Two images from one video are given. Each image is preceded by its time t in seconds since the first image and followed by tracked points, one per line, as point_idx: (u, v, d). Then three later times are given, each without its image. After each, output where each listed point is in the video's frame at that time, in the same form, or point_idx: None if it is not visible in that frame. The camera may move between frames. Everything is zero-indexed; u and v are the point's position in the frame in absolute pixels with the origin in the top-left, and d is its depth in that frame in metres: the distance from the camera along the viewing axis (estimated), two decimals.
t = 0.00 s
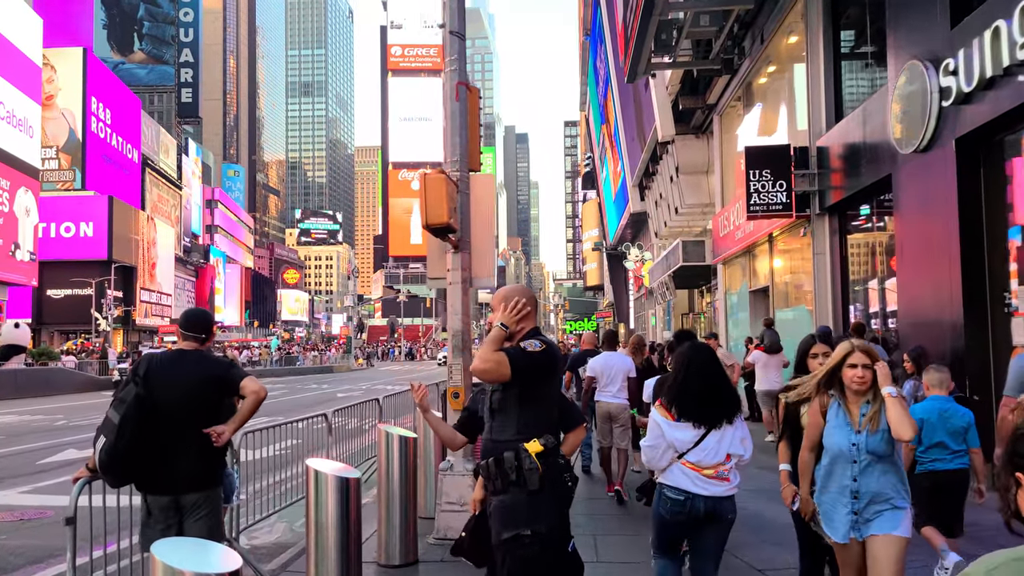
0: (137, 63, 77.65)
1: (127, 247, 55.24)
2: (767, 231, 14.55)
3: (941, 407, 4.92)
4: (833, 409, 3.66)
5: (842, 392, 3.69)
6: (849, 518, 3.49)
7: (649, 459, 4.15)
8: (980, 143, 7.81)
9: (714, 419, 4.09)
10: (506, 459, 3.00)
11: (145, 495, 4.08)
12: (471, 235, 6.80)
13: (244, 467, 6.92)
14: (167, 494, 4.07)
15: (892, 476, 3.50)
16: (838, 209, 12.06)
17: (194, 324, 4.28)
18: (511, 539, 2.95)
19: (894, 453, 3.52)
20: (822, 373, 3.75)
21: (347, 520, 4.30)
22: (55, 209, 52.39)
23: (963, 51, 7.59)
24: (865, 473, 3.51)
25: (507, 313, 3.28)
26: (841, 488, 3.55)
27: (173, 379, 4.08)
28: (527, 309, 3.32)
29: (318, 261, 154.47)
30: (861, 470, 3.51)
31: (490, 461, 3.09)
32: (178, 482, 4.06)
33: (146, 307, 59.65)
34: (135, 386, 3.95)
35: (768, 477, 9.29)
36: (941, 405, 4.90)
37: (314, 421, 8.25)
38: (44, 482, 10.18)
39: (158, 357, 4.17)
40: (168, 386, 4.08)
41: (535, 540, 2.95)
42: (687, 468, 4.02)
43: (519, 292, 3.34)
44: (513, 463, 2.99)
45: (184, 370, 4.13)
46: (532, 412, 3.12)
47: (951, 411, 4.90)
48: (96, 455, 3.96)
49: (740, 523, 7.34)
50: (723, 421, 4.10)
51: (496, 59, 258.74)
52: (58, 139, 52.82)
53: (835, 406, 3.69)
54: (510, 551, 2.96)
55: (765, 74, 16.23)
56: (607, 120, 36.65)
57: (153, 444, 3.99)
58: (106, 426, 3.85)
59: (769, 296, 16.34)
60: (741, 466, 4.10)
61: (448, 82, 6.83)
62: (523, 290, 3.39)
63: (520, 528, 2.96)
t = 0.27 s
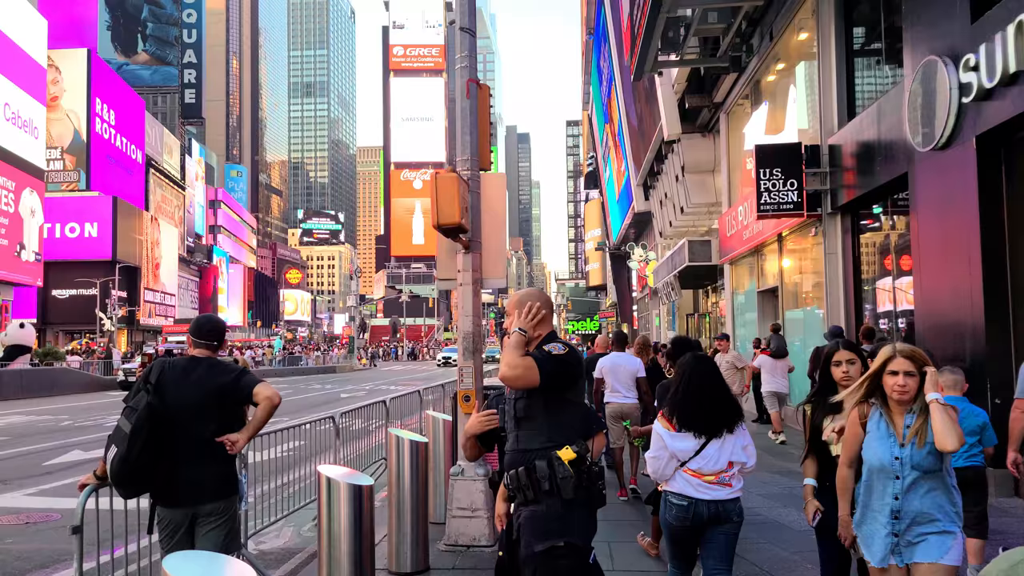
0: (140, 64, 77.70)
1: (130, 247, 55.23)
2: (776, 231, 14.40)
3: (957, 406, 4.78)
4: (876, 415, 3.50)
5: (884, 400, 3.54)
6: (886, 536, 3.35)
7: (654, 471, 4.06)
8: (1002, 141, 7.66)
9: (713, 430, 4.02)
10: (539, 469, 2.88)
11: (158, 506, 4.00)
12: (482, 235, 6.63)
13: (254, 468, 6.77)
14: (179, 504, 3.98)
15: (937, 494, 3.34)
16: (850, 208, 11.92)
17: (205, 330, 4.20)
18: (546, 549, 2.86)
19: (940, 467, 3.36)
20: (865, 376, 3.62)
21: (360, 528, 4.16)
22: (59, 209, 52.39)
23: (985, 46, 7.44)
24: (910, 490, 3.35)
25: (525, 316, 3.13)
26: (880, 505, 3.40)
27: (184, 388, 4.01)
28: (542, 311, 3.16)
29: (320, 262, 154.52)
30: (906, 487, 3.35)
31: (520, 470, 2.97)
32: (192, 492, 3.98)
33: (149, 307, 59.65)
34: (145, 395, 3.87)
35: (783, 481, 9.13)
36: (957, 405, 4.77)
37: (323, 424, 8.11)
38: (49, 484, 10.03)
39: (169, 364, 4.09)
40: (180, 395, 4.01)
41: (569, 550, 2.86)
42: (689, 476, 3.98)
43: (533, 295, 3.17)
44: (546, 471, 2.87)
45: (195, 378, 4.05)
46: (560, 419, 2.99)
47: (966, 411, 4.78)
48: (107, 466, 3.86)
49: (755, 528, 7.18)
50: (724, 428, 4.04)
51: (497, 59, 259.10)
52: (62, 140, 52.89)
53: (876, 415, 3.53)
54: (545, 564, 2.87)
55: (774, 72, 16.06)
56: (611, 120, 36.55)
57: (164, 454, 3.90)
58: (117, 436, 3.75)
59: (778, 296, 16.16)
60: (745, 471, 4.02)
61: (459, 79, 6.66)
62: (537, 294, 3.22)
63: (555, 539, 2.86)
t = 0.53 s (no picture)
0: (153, 66, 78.33)
1: (143, 247, 55.50)
2: (793, 229, 14.23)
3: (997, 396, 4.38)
4: (918, 420, 3.16)
5: (926, 401, 3.18)
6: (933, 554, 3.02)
7: (662, 457, 4.30)
8: None
9: (717, 417, 4.21)
10: (580, 470, 2.82)
11: (181, 505, 3.88)
12: (500, 230, 6.49)
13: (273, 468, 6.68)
14: (201, 503, 3.87)
15: (989, 506, 2.95)
16: (871, 205, 11.74)
17: (225, 327, 4.11)
18: (585, 552, 2.81)
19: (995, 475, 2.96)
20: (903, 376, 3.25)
21: (382, 531, 4.11)
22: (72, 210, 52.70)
23: (1016, 38, 7.25)
24: (958, 503, 2.98)
25: (554, 311, 3.00)
26: (926, 517, 3.06)
27: (206, 384, 3.92)
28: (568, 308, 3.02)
29: (330, 262, 154.99)
30: (952, 500, 2.99)
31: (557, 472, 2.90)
32: (214, 492, 3.88)
33: (162, 307, 59.94)
34: (168, 391, 3.78)
35: (805, 482, 9.00)
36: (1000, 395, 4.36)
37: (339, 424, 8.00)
38: (65, 483, 10.00)
39: (190, 361, 3.99)
40: (202, 392, 3.90)
41: (606, 553, 2.82)
42: (695, 462, 4.18)
43: (558, 293, 3.04)
44: (585, 471, 2.82)
45: (217, 374, 3.95)
46: (597, 417, 2.91)
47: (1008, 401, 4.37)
48: (127, 465, 3.75)
49: (779, 529, 7.07)
50: (729, 418, 4.22)
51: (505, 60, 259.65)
52: (76, 141, 53.27)
53: (919, 418, 3.18)
54: (583, 569, 2.81)
55: (791, 67, 15.87)
56: (622, 118, 36.45)
57: (186, 450, 3.80)
58: (139, 433, 3.63)
59: (796, 295, 15.97)
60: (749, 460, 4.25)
61: (477, 72, 6.51)
62: (562, 292, 3.08)
63: (594, 540, 2.82)
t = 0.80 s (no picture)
0: (173, 69, 79.07)
1: (163, 249, 55.99)
2: (820, 227, 13.98)
3: None
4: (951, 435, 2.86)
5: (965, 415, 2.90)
6: None
7: (689, 457, 4.24)
8: None
9: (743, 419, 4.15)
10: (626, 476, 2.75)
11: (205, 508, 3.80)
12: (526, 228, 6.35)
13: (296, 469, 6.59)
14: (225, 505, 3.78)
15: None
16: (900, 203, 11.53)
17: (248, 326, 4.03)
18: (635, 561, 2.76)
19: None
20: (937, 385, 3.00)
21: (412, 533, 4.04)
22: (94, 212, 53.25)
23: None
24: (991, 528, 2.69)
25: (596, 311, 2.88)
26: (956, 540, 2.77)
27: (230, 383, 3.82)
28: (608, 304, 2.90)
29: (346, 263, 155.72)
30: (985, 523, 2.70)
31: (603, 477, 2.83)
32: (238, 494, 3.79)
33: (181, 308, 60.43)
34: (192, 390, 3.70)
35: (836, 485, 8.81)
36: None
37: (362, 426, 7.88)
38: (88, 482, 9.99)
39: (213, 360, 3.90)
40: (225, 391, 3.81)
41: (657, 560, 2.77)
42: (723, 462, 4.10)
43: (600, 289, 2.93)
44: (632, 477, 2.75)
45: (241, 373, 3.86)
46: (642, 423, 2.83)
47: None
48: (151, 465, 3.67)
49: (813, 533, 6.91)
50: (756, 419, 4.16)
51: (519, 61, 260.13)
52: (97, 144, 53.90)
53: (953, 432, 2.92)
54: None
55: (815, 63, 15.65)
56: (640, 118, 36.27)
57: (209, 450, 3.71)
58: (163, 433, 3.55)
59: (821, 294, 15.71)
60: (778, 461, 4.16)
61: (503, 68, 6.39)
62: (603, 290, 2.95)
63: (644, 550, 2.76)
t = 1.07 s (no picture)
0: (189, 71, 79.72)
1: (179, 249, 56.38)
2: (841, 226, 13.82)
3: None
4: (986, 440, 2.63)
5: (998, 418, 2.66)
6: None
7: (716, 447, 4.37)
8: None
9: (770, 411, 4.29)
10: (666, 485, 2.73)
11: (224, 511, 3.76)
12: (547, 225, 6.28)
13: (317, 468, 6.53)
14: (242, 507, 3.74)
15: None
16: (924, 200, 11.35)
17: (267, 325, 3.96)
18: None
19: None
20: (965, 380, 2.74)
21: (436, 537, 4.05)
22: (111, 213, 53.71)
23: None
24: None
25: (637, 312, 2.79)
26: (989, 559, 2.57)
27: (248, 381, 3.77)
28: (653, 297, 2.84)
29: (360, 262, 156.11)
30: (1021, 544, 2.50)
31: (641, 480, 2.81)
32: (256, 496, 3.74)
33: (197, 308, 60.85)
34: (211, 387, 3.65)
35: (861, 488, 8.67)
36: None
37: (382, 424, 7.82)
38: (107, 482, 10.01)
39: (232, 359, 3.85)
40: (244, 389, 3.76)
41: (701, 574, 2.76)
42: (750, 452, 4.24)
43: (642, 284, 2.86)
44: (672, 483, 2.74)
45: (259, 372, 3.80)
46: (679, 435, 2.80)
47: None
48: (168, 464, 3.64)
49: (839, 536, 6.80)
50: (783, 411, 4.29)
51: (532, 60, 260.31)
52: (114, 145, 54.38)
53: (989, 442, 2.64)
54: None
55: (835, 60, 15.49)
56: (654, 116, 36.13)
57: (227, 450, 3.67)
58: (180, 431, 3.52)
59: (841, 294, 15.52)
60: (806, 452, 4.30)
61: (523, 63, 6.31)
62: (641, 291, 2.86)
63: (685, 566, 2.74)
